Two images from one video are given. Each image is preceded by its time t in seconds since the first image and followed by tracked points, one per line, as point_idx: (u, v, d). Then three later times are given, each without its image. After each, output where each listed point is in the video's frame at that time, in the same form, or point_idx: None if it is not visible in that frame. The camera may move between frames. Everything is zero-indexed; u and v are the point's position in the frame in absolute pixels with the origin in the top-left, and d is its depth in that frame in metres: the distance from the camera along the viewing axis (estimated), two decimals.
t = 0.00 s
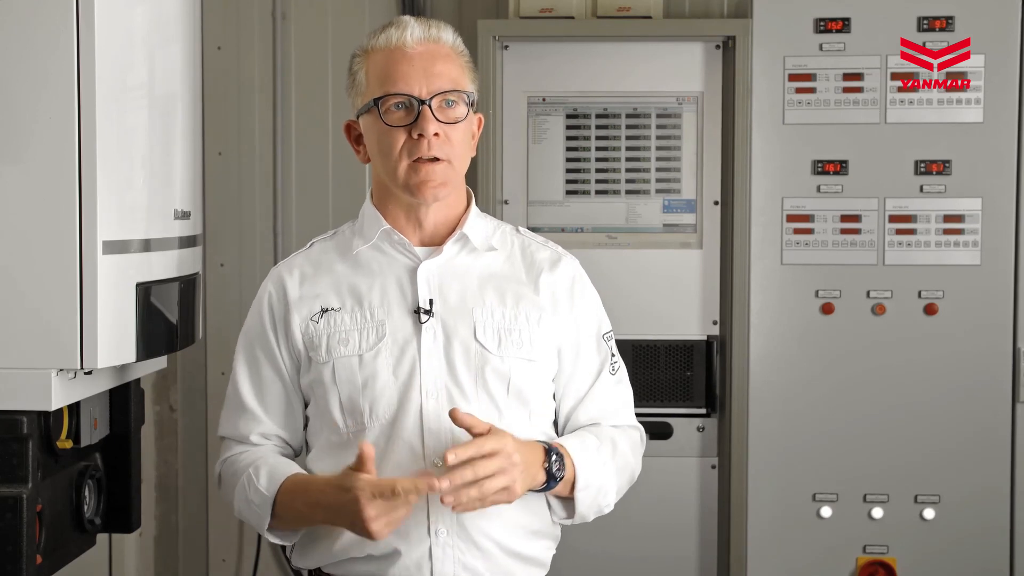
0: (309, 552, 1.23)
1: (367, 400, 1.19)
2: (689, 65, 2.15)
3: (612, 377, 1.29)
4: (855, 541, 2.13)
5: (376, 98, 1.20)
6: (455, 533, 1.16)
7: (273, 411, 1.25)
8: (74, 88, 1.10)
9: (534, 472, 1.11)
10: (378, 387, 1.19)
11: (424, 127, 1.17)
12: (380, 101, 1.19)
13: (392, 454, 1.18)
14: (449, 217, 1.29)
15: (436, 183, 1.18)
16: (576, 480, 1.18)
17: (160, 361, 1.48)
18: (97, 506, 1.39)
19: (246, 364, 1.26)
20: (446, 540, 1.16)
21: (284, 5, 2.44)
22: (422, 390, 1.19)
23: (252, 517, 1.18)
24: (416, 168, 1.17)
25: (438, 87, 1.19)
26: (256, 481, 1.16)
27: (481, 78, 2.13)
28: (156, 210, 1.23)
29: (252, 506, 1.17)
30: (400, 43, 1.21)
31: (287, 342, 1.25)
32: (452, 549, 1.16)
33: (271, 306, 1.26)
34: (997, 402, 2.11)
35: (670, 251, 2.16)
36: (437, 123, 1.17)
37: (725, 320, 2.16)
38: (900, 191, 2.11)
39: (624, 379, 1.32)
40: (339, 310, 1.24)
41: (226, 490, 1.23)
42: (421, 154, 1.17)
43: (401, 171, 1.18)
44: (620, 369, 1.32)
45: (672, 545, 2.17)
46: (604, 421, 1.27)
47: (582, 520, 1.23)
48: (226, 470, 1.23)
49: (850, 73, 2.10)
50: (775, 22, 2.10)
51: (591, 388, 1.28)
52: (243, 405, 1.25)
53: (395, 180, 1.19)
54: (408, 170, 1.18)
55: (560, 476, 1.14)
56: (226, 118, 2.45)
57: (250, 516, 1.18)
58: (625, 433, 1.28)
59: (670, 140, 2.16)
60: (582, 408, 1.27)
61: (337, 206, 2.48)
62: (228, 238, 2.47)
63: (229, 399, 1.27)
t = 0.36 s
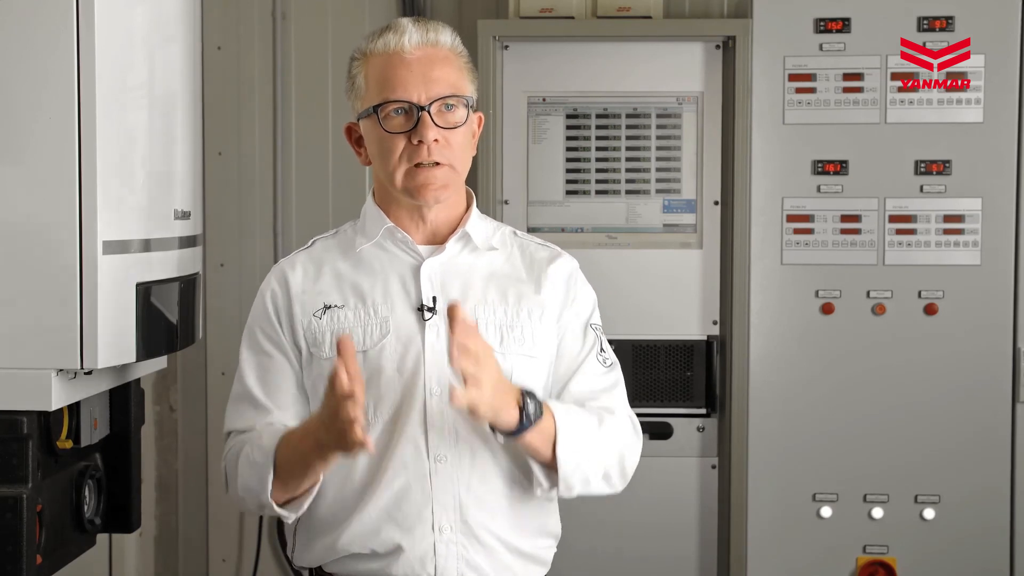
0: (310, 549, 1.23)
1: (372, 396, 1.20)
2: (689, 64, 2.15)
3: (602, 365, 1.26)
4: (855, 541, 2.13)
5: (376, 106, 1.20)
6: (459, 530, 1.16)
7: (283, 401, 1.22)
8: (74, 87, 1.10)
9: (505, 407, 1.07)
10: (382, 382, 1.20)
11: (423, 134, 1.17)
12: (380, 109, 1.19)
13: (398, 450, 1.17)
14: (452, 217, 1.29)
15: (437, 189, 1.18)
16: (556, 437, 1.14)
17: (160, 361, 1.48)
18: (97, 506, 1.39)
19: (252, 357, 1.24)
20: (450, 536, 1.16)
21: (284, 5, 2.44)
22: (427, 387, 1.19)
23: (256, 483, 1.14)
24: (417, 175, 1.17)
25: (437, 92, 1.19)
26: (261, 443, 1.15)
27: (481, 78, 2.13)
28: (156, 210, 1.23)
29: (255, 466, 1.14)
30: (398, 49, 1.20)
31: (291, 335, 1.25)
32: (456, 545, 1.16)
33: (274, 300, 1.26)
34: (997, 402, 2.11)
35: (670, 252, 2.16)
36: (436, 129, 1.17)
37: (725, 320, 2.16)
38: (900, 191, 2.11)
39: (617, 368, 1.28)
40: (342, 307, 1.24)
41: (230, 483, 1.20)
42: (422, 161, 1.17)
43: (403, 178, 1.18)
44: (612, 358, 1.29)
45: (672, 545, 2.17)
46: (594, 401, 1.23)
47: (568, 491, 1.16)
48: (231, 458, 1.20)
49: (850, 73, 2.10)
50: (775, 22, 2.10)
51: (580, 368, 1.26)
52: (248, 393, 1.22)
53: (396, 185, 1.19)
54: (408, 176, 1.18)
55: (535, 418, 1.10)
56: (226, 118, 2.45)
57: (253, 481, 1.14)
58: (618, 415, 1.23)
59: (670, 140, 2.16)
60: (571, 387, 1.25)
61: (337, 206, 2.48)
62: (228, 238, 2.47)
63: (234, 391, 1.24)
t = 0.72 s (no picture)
0: (309, 548, 1.24)
1: (370, 395, 1.20)
2: (689, 65, 2.15)
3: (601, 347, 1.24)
4: (855, 541, 2.13)
5: (371, 108, 1.20)
6: (458, 530, 1.16)
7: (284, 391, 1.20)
8: (75, 87, 1.11)
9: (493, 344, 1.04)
10: (380, 382, 1.20)
11: (417, 136, 1.16)
12: (375, 110, 1.20)
13: (396, 450, 1.17)
14: (450, 217, 1.29)
15: (432, 190, 1.18)
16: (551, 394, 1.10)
17: (160, 361, 1.48)
18: (97, 506, 1.39)
19: (255, 355, 1.23)
20: (448, 536, 1.16)
21: (284, 5, 2.44)
22: (426, 386, 1.19)
23: (249, 450, 1.11)
24: (412, 176, 1.17)
25: (432, 94, 1.19)
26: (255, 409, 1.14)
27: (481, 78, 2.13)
28: (156, 210, 1.23)
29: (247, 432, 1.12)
30: (393, 50, 1.20)
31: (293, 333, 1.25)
32: (455, 544, 1.16)
33: (275, 297, 1.26)
34: (997, 402, 2.11)
35: (670, 252, 2.16)
36: (430, 131, 1.17)
37: (725, 321, 2.16)
38: (900, 191, 2.11)
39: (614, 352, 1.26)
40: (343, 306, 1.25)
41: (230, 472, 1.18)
42: (416, 163, 1.17)
43: (397, 179, 1.18)
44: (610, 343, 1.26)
45: (672, 545, 2.17)
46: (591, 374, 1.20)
47: (566, 451, 1.12)
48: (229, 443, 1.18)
49: (850, 73, 2.10)
50: (775, 22, 2.10)
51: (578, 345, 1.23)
52: (250, 385, 1.21)
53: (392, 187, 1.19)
54: (403, 178, 1.18)
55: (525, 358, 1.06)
56: (226, 118, 2.45)
57: (247, 450, 1.12)
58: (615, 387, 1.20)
59: (670, 140, 2.16)
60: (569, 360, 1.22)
61: (337, 206, 2.48)
62: (229, 239, 2.47)
63: (236, 388, 1.22)
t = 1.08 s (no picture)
0: (310, 553, 1.24)
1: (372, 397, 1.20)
2: (689, 65, 2.15)
3: (602, 372, 1.28)
4: (855, 541, 2.13)
5: (368, 99, 1.20)
6: (460, 533, 1.16)
7: (284, 410, 1.25)
8: (75, 87, 1.11)
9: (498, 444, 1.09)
10: (383, 385, 1.20)
11: (415, 126, 1.16)
12: (373, 102, 1.20)
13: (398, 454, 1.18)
14: (450, 216, 1.28)
15: (429, 181, 1.17)
16: (545, 465, 1.16)
17: (160, 362, 1.48)
18: (97, 506, 1.39)
19: (253, 363, 1.25)
20: (450, 539, 1.16)
21: (284, 5, 2.44)
22: (428, 389, 1.19)
23: (266, 500, 1.17)
24: (409, 166, 1.17)
25: (430, 85, 1.19)
26: (268, 459, 1.17)
27: (481, 78, 2.13)
28: (156, 210, 1.23)
29: (264, 483, 1.17)
30: (392, 43, 1.21)
31: (291, 338, 1.25)
32: (457, 548, 1.16)
33: (274, 303, 1.27)
34: (997, 402, 2.11)
35: (670, 251, 2.16)
36: (428, 122, 1.17)
37: (725, 321, 2.16)
38: (900, 191, 2.11)
39: (616, 375, 1.30)
40: (342, 309, 1.24)
41: (240, 493, 1.22)
42: (414, 154, 1.16)
43: (395, 170, 1.18)
44: (613, 365, 1.30)
45: (672, 545, 2.17)
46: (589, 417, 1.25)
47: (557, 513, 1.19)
48: (237, 470, 1.22)
49: (850, 73, 2.10)
50: (775, 22, 2.10)
51: (580, 380, 1.27)
52: (252, 402, 1.24)
53: (389, 179, 1.19)
54: (400, 169, 1.18)
55: (519, 453, 1.11)
56: (226, 118, 2.45)
57: (264, 498, 1.17)
58: (612, 429, 1.25)
59: (670, 140, 2.16)
60: (569, 400, 1.26)
61: (337, 205, 2.48)
62: (228, 239, 2.47)
63: (237, 398, 1.26)
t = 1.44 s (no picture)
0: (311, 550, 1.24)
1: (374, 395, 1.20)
2: (689, 65, 2.15)
3: (602, 375, 1.28)
4: (855, 541, 2.13)
5: (370, 104, 1.20)
6: (461, 532, 1.16)
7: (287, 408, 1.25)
8: (75, 87, 1.11)
9: (494, 442, 1.09)
10: (384, 383, 1.20)
11: (416, 131, 1.16)
12: (374, 106, 1.20)
13: (398, 453, 1.18)
14: (451, 216, 1.28)
15: (431, 185, 1.18)
16: (540, 465, 1.16)
17: (160, 361, 1.48)
18: (97, 506, 1.39)
19: (255, 362, 1.26)
20: (451, 538, 1.16)
21: (284, 5, 2.44)
22: (429, 387, 1.19)
23: (280, 499, 1.17)
24: (411, 171, 1.17)
25: (431, 90, 1.19)
26: (281, 458, 1.17)
27: (481, 78, 2.13)
28: (156, 210, 1.23)
29: (276, 482, 1.17)
30: (393, 46, 1.20)
31: (292, 336, 1.25)
32: (458, 547, 1.16)
33: (275, 302, 1.27)
34: (997, 402, 2.11)
35: (670, 251, 2.16)
36: (429, 127, 1.17)
37: (725, 321, 2.16)
38: (900, 191, 2.11)
39: (615, 380, 1.30)
40: (343, 307, 1.24)
41: (253, 492, 1.22)
42: (415, 158, 1.17)
43: (396, 175, 1.18)
44: (612, 370, 1.30)
45: (672, 545, 2.17)
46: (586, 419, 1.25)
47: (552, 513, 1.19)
48: (251, 471, 1.22)
49: (850, 73, 2.10)
50: (775, 22, 2.10)
51: (579, 382, 1.27)
52: (255, 401, 1.24)
53: (391, 183, 1.19)
54: (402, 173, 1.18)
55: (516, 452, 1.11)
56: (226, 118, 2.45)
57: (278, 498, 1.17)
58: (610, 431, 1.25)
59: (670, 140, 2.16)
60: (568, 402, 1.26)
61: (337, 205, 2.48)
62: (228, 239, 2.47)
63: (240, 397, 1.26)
